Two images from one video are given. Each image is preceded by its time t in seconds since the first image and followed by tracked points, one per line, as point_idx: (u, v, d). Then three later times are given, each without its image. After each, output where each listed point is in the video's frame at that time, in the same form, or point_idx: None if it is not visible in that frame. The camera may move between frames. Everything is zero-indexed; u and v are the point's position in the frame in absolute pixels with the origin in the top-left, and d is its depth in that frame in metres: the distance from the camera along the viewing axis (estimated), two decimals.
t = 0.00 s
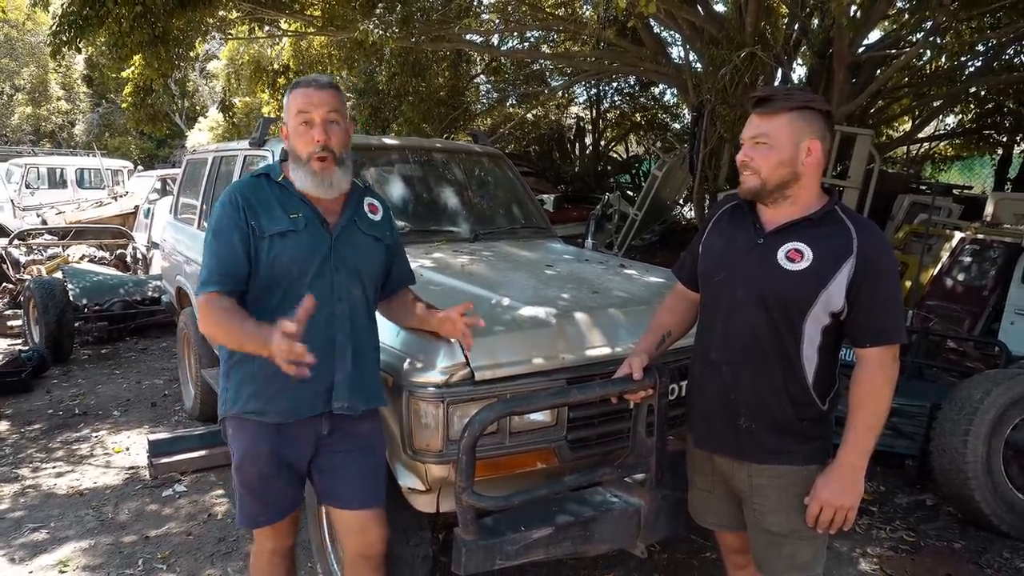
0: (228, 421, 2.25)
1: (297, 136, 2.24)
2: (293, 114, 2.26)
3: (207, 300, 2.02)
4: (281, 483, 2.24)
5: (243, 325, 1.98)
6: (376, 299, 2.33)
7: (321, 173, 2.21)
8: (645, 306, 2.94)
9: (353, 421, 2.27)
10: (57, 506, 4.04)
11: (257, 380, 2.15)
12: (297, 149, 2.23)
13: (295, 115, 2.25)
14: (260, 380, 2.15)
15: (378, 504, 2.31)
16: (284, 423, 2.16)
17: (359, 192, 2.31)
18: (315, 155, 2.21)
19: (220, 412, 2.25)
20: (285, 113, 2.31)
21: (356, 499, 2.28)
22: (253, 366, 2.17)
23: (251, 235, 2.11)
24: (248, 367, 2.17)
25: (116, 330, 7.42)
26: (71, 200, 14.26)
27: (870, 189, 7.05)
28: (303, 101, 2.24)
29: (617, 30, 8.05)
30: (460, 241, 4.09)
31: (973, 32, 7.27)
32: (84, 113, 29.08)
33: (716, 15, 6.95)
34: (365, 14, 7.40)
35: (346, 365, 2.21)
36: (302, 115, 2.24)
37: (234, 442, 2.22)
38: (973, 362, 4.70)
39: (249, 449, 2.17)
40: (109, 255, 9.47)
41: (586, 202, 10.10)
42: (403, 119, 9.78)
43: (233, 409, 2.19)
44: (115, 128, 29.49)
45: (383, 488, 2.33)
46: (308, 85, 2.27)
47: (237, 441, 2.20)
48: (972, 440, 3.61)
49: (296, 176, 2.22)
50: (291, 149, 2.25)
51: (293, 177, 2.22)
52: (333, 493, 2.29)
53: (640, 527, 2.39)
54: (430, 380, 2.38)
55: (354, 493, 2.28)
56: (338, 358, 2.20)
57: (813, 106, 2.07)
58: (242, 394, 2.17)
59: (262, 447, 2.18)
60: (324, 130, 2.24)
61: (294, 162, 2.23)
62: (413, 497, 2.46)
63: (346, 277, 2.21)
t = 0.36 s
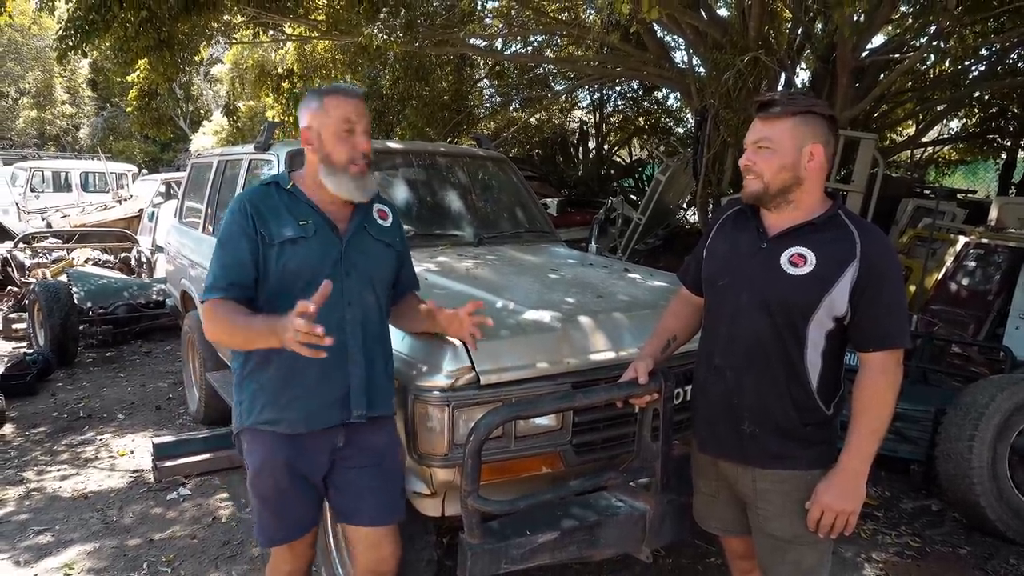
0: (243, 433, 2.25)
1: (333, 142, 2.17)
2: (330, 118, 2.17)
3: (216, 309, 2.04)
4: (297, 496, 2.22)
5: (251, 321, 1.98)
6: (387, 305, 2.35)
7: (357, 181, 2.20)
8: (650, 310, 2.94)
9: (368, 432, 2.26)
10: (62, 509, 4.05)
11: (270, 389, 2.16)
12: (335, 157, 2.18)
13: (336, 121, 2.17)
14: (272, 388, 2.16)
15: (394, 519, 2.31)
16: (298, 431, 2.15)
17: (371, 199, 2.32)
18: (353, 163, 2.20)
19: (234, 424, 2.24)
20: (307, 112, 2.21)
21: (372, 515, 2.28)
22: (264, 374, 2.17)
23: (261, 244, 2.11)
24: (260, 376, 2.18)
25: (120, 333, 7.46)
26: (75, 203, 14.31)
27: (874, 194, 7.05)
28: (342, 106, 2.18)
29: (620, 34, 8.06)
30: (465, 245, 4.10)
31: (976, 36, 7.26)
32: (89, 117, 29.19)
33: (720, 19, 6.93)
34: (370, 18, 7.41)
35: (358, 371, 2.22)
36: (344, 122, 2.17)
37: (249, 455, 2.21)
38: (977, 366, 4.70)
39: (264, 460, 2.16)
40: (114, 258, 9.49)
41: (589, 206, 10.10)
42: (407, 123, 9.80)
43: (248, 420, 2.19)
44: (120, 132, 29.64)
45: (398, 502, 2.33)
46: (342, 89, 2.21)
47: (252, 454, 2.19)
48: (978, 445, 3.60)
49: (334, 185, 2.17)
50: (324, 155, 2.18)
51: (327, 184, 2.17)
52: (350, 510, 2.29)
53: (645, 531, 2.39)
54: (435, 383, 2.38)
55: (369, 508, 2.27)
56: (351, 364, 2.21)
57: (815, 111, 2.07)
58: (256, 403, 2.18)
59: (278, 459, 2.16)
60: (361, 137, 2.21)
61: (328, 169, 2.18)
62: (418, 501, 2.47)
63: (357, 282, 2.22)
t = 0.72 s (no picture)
0: (267, 447, 2.23)
1: (366, 147, 2.19)
2: (363, 123, 2.19)
3: (251, 329, 2.00)
4: (325, 506, 2.22)
5: (299, 352, 1.95)
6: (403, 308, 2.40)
7: (384, 188, 2.24)
8: (657, 313, 2.95)
9: (394, 436, 2.29)
10: (68, 512, 4.06)
11: (299, 400, 2.15)
12: (365, 163, 2.19)
13: (369, 127, 2.19)
14: (303, 399, 2.15)
15: (414, 522, 2.33)
16: (330, 440, 2.16)
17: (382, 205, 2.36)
18: (382, 170, 2.24)
19: (257, 437, 2.22)
20: (334, 117, 2.20)
21: (396, 518, 2.30)
22: (293, 386, 2.16)
23: (289, 256, 2.09)
24: (287, 388, 2.17)
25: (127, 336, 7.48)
26: (81, 208, 14.37)
27: (880, 198, 7.04)
28: (374, 114, 2.21)
29: (624, 39, 8.08)
30: (471, 248, 4.11)
31: (982, 40, 7.24)
32: (95, 122, 29.37)
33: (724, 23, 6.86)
34: (375, 23, 7.45)
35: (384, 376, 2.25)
36: (376, 130, 2.21)
37: (276, 469, 2.20)
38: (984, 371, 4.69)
39: (295, 471, 2.16)
40: (120, 262, 9.53)
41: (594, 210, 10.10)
42: (411, 127, 9.82)
43: (277, 432, 2.17)
44: (126, 136, 29.76)
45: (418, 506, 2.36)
46: (371, 97, 2.25)
47: (281, 466, 2.18)
48: (986, 450, 3.58)
49: (361, 191, 2.18)
50: (352, 160, 2.19)
51: (354, 190, 2.18)
52: (373, 515, 2.30)
53: (652, 535, 2.39)
54: (443, 386, 2.38)
55: (394, 513, 2.30)
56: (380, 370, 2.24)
57: (818, 115, 2.07)
58: (284, 415, 2.17)
59: (308, 469, 2.17)
60: (389, 145, 2.26)
61: (356, 175, 2.18)
62: (427, 505, 2.47)
63: (379, 288, 2.26)
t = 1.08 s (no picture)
0: (271, 445, 2.24)
1: (377, 146, 2.19)
2: (373, 122, 2.19)
3: (262, 328, 2.00)
4: (328, 506, 2.23)
5: (315, 357, 1.97)
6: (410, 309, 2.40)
7: (395, 187, 2.24)
8: (662, 314, 2.94)
9: (399, 436, 2.30)
10: (72, 511, 4.06)
11: (305, 399, 2.16)
12: (376, 162, 2.19)
13: (381, 126, 2.19)
14: (310, 398, 2.15)
15: (417, 523, 2.34)
16: (336, 440, 2.17)
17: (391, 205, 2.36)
18: (393, 168, 2.23)
19: (262, 436, 2.23)
20: (344, 117, 2.21)
21: (398, 518, 2.30)
22: (300, 384, 2.16)
23: (299, 256, 2.09)
24: (293, 387, 2.17)
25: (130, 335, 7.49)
26: (84, 207, 14.39)
27: (884, 199, 7.03)
28: (385, 112, 2.21)
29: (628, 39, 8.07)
30: (474, 248, 4.11)
31: (987, 41, 7.22)
32: (98, 121, 29.43)
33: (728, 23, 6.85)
34: (378, 23, 7.46)
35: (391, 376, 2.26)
36: (387, 129, 2.20)
37: (280, 467, 2.21)
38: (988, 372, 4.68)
39: (298, 470, 2.17)
40: (124, 262, 9.55)
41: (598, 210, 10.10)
42: (414, 127, 9.82)
43: (282, 431, 2.17)
44: (129, 136, 29.81)
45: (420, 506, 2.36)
46: (381, 96, 2.25)
47: (285, 465, 2.19)
48: (990, 452, 3.58)
49: (373, 191, 2.18)
50: (364, 159, 2.19)
51: (367, 189, 2.18)
52: (375, 515, 2.30)
53: (656, 536, 2.39)
54: (447, 387, 2.38)
55: (396, 513, 2.30)
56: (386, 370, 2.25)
57: (826, 116, 2.06)
58: (289, 414, 2.17)
59: (311, 469, 2.17)
60: (401, 143, 2.26)
61: (368, 174, 2.18)
62: (430, 505, 2.47)
63: (388, 288, 2.26)
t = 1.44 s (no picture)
0: (262, 435, 2.24)
1: (379, 140, 2.18)
2: (376, 115, 2.18)
3: (263, 322, 2.00)
4: (316, 495, 2.23)
5: (318, 351, 1.97)
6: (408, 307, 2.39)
7: (398, 182, 2.22)
8: (665, 312, 2.93)
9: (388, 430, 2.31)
10: (77, 510, 4.07)
11: (295, 392, 2.16)
12: (379, 157, 2.18)
13: (384, 121, 2.18)
14: (302, 390, 2.16)
15: (404, 513, 2.34)
16: (322, 434, 2.17)
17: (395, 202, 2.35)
18: (395, 163, 2.22)
19: (252, 425, 2.24)
20: (347, 111, 2.20)
21: (386, 509, 2.31)
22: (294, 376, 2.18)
23: (299, 250, 2.10)
24: (285, 379, 2.18)
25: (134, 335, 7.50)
26: (89, 207, 14.41)
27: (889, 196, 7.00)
28: (388, 107, 2.20)
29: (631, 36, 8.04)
30: (478, 246, 4.10)
31: (992, 37, 7.19)
32: (102, 121, 29.51)
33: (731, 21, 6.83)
34: (381, 22, 7.47)
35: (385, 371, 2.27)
36: (391, 123, 2.19)
37: (269, 457, 2.22)
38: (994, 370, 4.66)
39: (286, 460, 2.18)
40: (128, 262, 9.56)
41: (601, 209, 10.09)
42: (418, 126, 9.82)
43: (271, 421, 2.18)
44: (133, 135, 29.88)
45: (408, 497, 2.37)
46: (384, 89, 2.24)
47: (274, 455, 2.20)
48: (996, 450, 3.56)
49: (375, 186, 2.17)
50: (366, 154, 2.18)
51: (368, 183, 2.17)
52: (363, 504, 2.31)
53: (661, 534, 2.38)
54: (451, 386, 2.37)
55: (384, 504, 2.30)
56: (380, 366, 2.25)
57: (829, 116, 2.04)
58: (280, 406, 2.18)
59: (300, 461, 2.18)
60: (403, 137, 2.24)
61: (371, 169, 2.17)
62: (432, 503, 2.47)
63: (387, 286, 2.26)
